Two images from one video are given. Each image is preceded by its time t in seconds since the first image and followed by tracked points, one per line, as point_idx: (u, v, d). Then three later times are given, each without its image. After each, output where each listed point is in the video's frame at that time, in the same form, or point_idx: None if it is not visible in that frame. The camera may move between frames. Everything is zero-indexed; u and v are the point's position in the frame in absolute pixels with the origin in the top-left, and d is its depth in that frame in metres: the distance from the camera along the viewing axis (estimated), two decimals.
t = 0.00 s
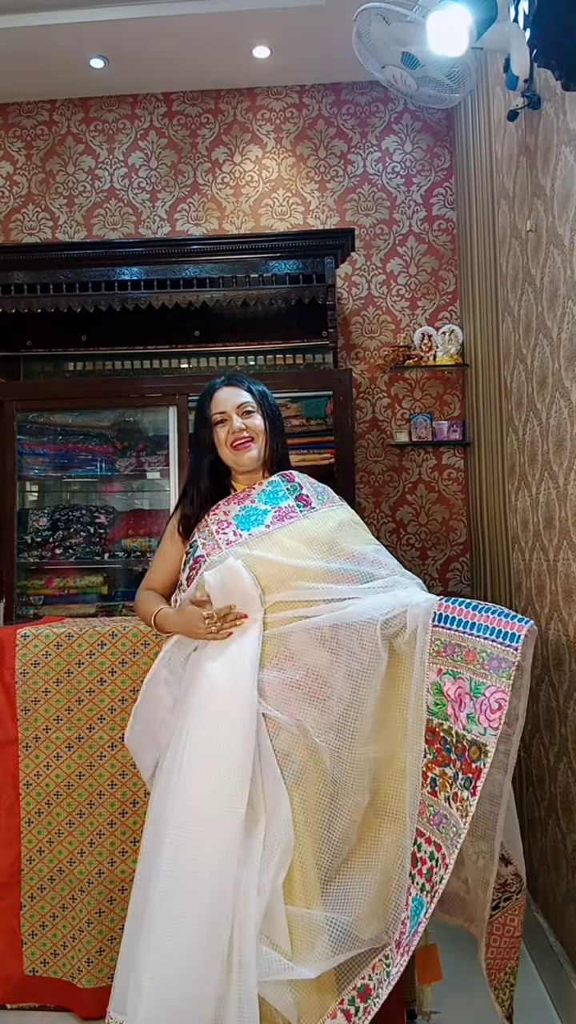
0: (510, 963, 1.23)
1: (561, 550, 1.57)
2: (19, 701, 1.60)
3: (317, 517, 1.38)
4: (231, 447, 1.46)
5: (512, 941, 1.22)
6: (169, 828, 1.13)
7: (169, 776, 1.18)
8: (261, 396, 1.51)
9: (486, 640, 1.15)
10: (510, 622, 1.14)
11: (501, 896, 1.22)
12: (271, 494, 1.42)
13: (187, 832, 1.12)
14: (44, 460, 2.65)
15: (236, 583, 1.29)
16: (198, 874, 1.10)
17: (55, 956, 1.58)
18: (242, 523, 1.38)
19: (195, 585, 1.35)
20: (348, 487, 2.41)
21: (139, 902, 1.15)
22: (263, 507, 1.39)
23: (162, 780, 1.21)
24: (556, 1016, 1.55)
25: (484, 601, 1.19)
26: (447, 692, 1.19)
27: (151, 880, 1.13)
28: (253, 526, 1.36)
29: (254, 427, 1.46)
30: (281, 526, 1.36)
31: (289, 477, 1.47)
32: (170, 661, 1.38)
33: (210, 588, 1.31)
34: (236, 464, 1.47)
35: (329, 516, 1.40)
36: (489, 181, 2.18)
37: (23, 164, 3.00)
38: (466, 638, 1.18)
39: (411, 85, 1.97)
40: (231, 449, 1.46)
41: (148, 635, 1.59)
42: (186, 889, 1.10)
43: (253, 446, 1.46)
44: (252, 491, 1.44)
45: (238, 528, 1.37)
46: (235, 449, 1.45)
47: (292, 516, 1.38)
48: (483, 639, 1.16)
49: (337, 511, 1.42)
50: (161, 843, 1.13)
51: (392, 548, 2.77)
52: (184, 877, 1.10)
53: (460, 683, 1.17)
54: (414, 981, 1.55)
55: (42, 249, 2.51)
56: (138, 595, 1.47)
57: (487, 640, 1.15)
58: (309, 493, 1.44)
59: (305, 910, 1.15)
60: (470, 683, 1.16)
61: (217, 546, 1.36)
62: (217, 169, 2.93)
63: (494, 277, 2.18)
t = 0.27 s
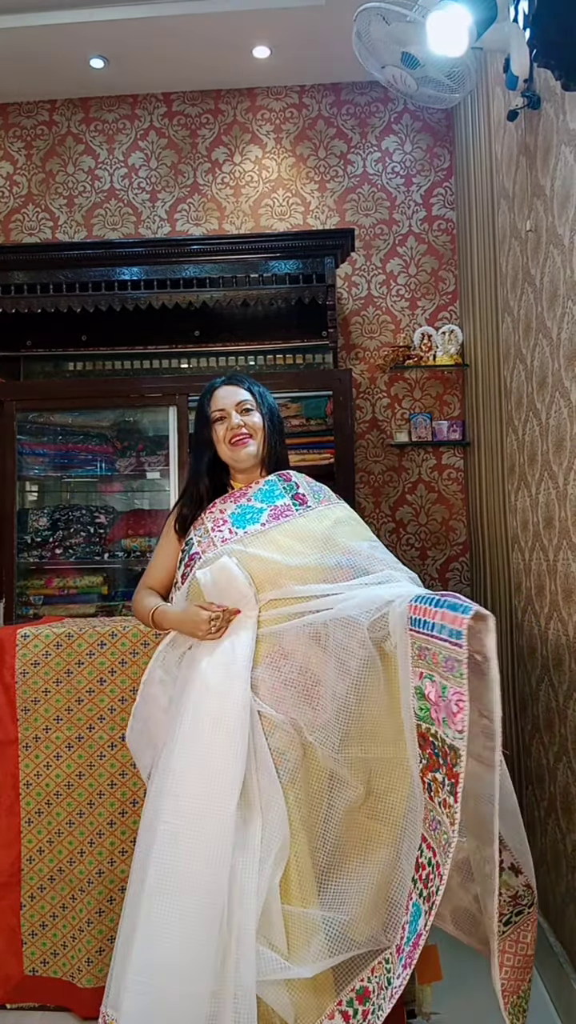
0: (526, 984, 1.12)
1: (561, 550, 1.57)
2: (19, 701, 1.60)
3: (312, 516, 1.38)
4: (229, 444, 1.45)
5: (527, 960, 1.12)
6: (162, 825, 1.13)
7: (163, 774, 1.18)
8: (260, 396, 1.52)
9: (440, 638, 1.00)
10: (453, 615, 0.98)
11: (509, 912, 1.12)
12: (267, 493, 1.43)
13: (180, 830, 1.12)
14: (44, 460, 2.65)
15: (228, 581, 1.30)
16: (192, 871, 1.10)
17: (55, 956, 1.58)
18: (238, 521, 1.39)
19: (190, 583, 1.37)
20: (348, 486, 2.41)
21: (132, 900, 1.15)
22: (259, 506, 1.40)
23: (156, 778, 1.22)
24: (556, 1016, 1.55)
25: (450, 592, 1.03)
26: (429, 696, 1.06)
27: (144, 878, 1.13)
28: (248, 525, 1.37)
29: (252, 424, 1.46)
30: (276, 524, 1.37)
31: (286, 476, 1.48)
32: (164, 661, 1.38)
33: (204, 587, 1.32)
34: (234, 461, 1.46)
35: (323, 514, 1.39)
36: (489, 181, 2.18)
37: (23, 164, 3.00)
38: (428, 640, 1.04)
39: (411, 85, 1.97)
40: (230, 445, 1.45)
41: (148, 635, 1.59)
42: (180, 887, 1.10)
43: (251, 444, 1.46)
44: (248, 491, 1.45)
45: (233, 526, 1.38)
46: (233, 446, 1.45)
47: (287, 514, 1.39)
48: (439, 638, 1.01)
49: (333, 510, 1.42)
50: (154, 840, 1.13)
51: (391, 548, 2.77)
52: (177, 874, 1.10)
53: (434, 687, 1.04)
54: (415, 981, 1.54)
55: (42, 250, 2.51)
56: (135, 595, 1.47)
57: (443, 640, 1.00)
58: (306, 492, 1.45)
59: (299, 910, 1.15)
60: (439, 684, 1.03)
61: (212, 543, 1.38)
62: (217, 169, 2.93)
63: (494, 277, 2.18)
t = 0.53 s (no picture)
0: (502, 1014, 1.06)
1: (561, 550, 1.57)
2: (19, 701, 1.60)
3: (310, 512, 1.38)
4: (226, 443, 1.45)
5: (498, 982, 1.05)
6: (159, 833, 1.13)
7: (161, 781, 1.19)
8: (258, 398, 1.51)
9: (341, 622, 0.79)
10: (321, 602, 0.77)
11: (477, 931, 1.04)
12: (265, 493, 1.42)
13: (175, 837, 1.12)
14: (44, 460, 2.65)
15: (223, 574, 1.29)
16: (188, 876, 1.10)
17: (55, 956, 1.58)
18: (237, 520, 1.38)
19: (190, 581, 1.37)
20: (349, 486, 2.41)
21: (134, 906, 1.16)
22: (257, 505, 1.39)
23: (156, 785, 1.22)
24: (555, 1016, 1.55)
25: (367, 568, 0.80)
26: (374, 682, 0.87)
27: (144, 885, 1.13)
28: (248, 523, 1.37)
29: (250, 424, 1.45)
30: (275, 521, 1.36)
31: (284, 476, 1.47)
32: (164, 662, 1.38)
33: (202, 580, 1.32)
34: (231, 461, 1.46)
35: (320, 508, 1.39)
36: (490, 181, 2.18)
37: (24, 164, 3.00)
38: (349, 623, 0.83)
39: (411, 85, 1.97)
40: (227, 446, 1.45)
41: (148, 635, 1.59)
42: (178, 894, 1.09)
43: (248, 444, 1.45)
44: (247, 490, 1.44)
45: (232, 525, 1.37)
46: (231, 446, 1.44)
47: (286, 512, 1.38)
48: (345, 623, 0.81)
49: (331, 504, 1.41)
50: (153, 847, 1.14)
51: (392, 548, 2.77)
52: (174, 881, 1.10)
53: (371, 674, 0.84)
54: (415, 981, 1.55)
55: (43, 249, 2.51)
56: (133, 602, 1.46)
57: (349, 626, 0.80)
58: (304, 492, 1.44)
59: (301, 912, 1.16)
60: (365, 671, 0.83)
61: (211, 543, 1.36)
62: (218, 169, 2.93)
63: (494, 277, 2.17)
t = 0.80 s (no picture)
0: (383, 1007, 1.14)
1: (562, 550, 1.57)
2: (20, 701, 1.60)
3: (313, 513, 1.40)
4: (228, 460, 1.46)
5: (329, 993, 1.14)
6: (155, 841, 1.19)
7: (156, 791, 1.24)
8: (259, 408, 1.48)
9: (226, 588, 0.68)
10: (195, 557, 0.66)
11: (309, 940, 1.13)
12: (268, 496, 1.43)
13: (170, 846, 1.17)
14: (45, 460, 2.65)
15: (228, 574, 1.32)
16: (186, 882, 1.16)
17: (56, 956, 1.58)
18: (238, 522, 1.39)
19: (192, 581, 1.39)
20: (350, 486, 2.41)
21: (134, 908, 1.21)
22: (260, 508, 1.41)
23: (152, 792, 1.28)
24: (556, 1017, 1.55)
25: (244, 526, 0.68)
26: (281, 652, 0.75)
27: (143, 891, 1.18)
28: (248, 526, 1.38)
29: (251, 441, 1.45)
30: (275, 524, 1.37)
31: (286, 479, 1.48)
32: (165, 661, 1.37)
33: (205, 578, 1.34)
34: (233, 476, 1.48)
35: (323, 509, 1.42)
36: (491, 180, 2.17)
37: (24, 164, 3.00)
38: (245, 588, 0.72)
39: (412, 85, 1.96)
40: (229, 464, 1.46)
41: (149, 635, 1.59)
42: (175, 900, 1.15)
43: (249, 462, 1.47)
44: (249, 495, 1.44)
45: (233, 527, 1.39)
46: (232, 464, 1.46)
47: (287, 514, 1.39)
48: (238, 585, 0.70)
49: (334, 505, 1.43)
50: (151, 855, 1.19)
51: (393, 547, 2.77)
52: (171, 887, 1.16)
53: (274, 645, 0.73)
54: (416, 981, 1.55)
55: (44, 250, 2.51)
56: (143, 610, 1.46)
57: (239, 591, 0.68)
58: (305, 492, 1.46)
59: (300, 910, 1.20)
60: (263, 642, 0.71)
61: (212, 545, 1.38)
62: (218, 169, 2.93)
63: (495, 277, 2.17)
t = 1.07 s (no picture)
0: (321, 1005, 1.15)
1: (562, 550, 1.57)
2: (20, 701, 1.60)
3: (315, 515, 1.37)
4: (228, 465, 1.45)
5: (228, 988, 1.16)
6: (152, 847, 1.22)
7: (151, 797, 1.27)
8: (259, 410, 1.44)
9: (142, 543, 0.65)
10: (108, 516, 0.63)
11: (206, 940, 1.15)
12: (269, 498, 1.40)
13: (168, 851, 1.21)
14: (45, 460, 2.65)
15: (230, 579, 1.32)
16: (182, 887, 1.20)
17: (56, 956, 1.58)
18: (239, 526, 1.37)
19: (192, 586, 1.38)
20: (351, 486, 2.41)
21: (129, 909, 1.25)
22: (261, 511, 1.38)
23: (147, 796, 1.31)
24: (556, 1016, 1.55)
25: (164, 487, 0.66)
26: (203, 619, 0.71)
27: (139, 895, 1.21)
28: (249, 530, 1.36)
29: (251, 447, 1.43)
30: (277, 527, 1.35)
31: (289, 478, 1.46)
32: (166, 661, 1.36)
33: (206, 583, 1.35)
34: (233, 480, 1.47)
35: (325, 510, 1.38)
36: (491, 180, 2.17)
37: (24, 164, 3.00)
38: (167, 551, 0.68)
39: (413, 85, 1.96)
40: (229, 468, 1.45)
41: (149, 635, 1.59)
42: (172, 903, 1.19)
43: (249, 467, 1.45)
44: (250, 496, 1.42)
45: (234, 532, 1.37)
46: (233, 468, 1.45)
47: (288, 517, 1.36)
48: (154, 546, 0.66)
49: (335, 506, 1.40)
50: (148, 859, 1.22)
51: (393, 548, 2.77)
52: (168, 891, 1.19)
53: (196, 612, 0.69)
54: (416, 981, 1.54)
55: (44, 250, 2.51)
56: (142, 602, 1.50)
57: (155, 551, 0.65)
58: (307, 493, 1.42)
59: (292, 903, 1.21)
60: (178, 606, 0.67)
61: (213, 550, 1.37)
62: (218, 169, 2.93)
63: (495, 277, 2.17)
